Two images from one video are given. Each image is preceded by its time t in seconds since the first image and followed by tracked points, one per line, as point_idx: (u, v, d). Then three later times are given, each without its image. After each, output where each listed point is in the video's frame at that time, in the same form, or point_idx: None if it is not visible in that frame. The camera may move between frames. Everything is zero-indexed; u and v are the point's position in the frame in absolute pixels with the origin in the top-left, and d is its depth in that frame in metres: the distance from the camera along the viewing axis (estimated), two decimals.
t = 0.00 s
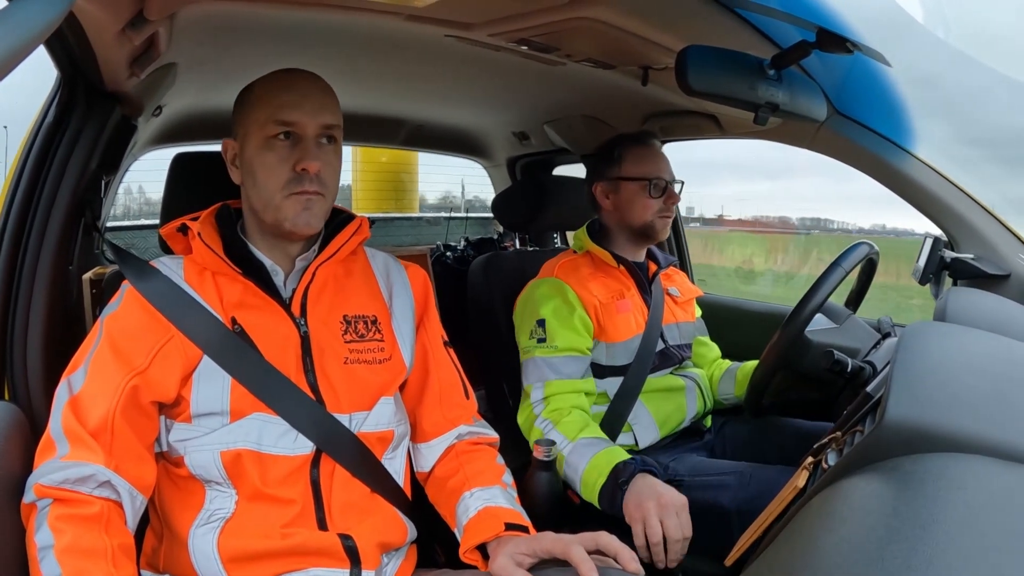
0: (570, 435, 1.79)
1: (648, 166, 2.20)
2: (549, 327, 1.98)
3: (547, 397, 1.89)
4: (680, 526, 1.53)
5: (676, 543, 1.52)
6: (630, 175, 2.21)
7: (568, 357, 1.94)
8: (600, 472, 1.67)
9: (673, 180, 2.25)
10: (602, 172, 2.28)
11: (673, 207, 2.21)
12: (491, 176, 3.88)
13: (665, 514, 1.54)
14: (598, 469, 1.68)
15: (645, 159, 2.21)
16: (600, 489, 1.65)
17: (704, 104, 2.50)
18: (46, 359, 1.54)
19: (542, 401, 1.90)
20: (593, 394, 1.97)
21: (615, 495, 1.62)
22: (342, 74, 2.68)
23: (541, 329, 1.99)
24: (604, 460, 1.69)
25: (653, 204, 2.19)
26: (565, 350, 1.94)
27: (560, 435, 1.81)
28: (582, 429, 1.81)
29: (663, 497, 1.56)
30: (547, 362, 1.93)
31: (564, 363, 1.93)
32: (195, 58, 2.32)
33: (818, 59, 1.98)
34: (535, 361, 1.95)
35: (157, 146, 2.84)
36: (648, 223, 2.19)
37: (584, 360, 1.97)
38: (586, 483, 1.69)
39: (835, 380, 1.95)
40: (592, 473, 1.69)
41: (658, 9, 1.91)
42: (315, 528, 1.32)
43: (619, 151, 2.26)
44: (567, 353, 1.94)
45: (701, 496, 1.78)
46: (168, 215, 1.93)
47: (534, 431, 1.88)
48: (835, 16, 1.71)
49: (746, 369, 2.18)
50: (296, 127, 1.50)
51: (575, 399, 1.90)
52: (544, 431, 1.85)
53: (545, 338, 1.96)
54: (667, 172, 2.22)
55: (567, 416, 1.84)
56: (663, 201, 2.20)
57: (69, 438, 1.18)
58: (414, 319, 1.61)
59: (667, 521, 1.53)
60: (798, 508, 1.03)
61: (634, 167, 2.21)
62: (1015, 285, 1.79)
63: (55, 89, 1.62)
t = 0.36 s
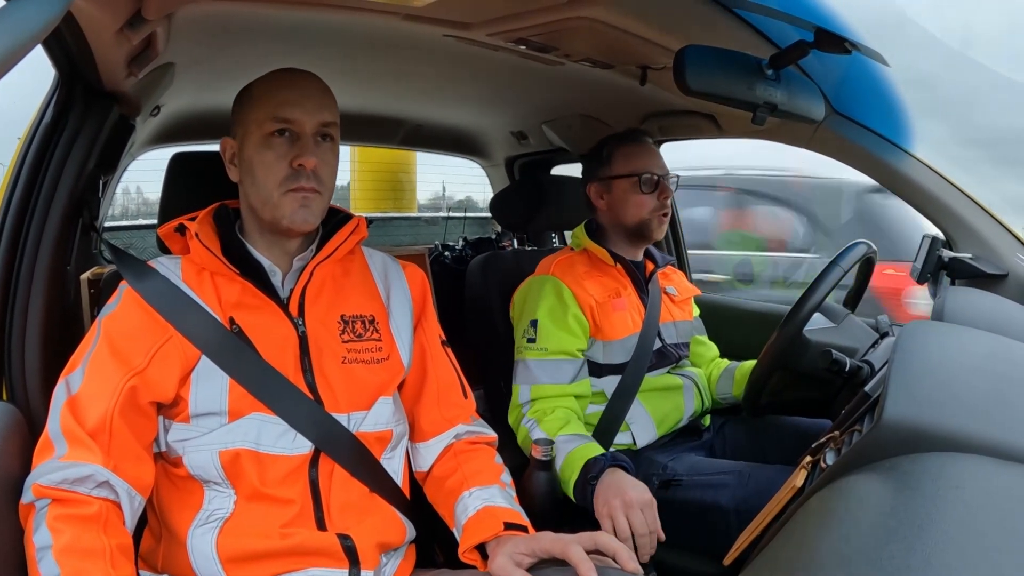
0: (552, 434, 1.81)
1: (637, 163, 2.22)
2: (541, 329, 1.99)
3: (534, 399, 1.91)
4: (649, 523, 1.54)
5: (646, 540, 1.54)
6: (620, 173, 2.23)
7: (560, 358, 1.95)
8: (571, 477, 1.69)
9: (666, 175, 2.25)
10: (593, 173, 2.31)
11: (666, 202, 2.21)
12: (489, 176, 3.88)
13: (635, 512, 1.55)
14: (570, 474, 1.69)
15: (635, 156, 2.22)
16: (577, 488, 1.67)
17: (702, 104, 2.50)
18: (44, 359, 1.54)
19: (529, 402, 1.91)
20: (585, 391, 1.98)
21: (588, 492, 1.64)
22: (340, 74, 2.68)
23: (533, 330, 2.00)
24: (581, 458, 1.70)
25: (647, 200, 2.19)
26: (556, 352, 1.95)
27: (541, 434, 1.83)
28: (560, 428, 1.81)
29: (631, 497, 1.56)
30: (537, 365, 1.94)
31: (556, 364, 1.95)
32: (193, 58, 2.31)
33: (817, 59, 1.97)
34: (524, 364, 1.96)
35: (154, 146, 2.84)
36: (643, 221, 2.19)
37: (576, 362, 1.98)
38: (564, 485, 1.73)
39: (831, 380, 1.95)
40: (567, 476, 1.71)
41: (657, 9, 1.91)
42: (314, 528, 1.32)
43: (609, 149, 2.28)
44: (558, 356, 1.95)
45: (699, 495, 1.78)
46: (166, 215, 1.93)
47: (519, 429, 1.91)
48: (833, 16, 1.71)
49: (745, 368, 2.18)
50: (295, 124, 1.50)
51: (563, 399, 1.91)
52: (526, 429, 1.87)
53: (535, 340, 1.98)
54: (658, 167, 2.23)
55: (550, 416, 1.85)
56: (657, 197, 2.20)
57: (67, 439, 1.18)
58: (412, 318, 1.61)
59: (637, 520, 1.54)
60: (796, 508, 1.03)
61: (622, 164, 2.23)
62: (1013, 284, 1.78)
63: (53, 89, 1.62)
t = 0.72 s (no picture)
0: (590, 404, 1.82)
1: (632, 164, 2.21)
2: (556, 321, 1.99)
3: (559, 385, 1.89)
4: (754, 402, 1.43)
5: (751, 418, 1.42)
6: (615, 174, 2.24)
7: (573, 349, 1.95)
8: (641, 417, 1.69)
9: (665, 177, 2.24)
10: (593, 175, 2.31)
11: (664, 204, 2.20)
12: (487, 175, 3.88)
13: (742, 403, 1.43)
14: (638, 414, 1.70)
15: (631, 156, 2.22)
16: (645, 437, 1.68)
17: (700, 103, 2.50)
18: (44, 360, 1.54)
19: (554, 389, 1.89)
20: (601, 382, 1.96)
21: (670, 423, 1.60)
22: (338, 73, 2.68)
23: (548, 322, 1.99)
24: (633, 409, 1.74)
25: (643, 202, 2.18)
26: (573, 341, 1.95)
27: (580, 408, 1.82)
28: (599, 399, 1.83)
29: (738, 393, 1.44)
30: (556, 354, 1.93)
31: (570, 355, 1.94)
32: (190, 57, 2.31)
33: (814, 59, 2.02)
34: (542, 353, 1.95)
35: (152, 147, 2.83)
36: (638, 222, 2.18)
37: (591, 352, 1.98)
38: (628, 433, 1.71)
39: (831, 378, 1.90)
40: (633, 422, 1.71)
41: (654, 8, 1.91)
42: (313, 528, 1.32)
43: (606, 149, 2.29)
44: (576, 345, 1.95)
45: (697, 494, 1.78)
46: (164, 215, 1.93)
47: (550, 420, 1.87)
48: (830, 15, 1.72)
49: (745, 366, 2.19)
50: (288, 123, 1.50)
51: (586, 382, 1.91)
52: (560, 414, 1.85)
53: (552, 332, 1.97)
54: (655, 169, 2.22)
55: (580, 392, 1.86)
56: (652, 199, 2.19)
57: (65, 439, 1.18)
58: (409, 318, 1.61)
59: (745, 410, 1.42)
60: (795, 507, 1.03)
61: (619, 166, 2.22)
62: (1011, 283, 1.77)
63: (50, 89, 1.62)
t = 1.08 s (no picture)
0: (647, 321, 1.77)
1: (622, 163, 2.19)
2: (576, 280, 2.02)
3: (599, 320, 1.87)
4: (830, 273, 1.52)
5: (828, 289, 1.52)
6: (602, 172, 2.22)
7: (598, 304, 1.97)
8: (717, 308, 1.60)
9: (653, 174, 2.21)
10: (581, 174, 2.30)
11: (653, 201, 2.18)
12: (484, 174, 3.87)
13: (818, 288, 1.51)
14: (711, 306, 1.61)
15: (622, 157, 2.19)
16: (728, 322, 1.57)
17: (696, 101, 2.50)
18: (40, 360, 1.53)
19: (596, 323, 1.87)
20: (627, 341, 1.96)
21: (754, 305, 1.53)
22: (335, 72, 2.67)
23: (570, 281, 2.02)
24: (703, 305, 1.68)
25: (630, 199, 2.17)
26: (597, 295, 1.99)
27: (639, 325, 1.76)
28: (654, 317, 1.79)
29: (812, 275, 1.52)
30: (587, 300, 1.94)
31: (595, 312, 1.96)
32: (187, 56, 2.30)
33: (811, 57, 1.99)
34: (574, 300, 1.95)
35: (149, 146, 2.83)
36: (626, 218, 2.17)
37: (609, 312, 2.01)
38: (705, 328, 1.61)
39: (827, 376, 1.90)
40: (707, 315, 1.61)
41: (652, 7, 1.91)
42: (310, 527, 1.32)
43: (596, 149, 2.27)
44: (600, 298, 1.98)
45: (695, 492, 1.78)
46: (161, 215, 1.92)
47: (605, 347, 1.78)
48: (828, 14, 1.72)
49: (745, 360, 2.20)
50: (273, 118, 1.49)
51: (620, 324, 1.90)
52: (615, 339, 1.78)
53: (577, 285, 1.99)
54: (645, 166, 2.19)
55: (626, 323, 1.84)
56: (641, 195, 2.17)
57: (73, 437, 1.18)
58: (403, 315, 1.61)
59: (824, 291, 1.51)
60: (792, 505, 1.04)
61: (609, 164, 2.21)
62: (1008, 282, 1.78)
63: (46, 88, 1.61)
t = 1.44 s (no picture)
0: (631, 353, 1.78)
1: (611, 164, 2.20)
2: (562, 297, 2.01)
3: (583, 347, 1.87)
4: (804, 299, 1.50)
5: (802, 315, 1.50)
6: (592, 174, 2.22)
7: (585, 320, 1.96)
8: (699, 344, 1.63)
9: (643, 174, 2.21)
10: (572, 176, 2.31)
11: (643, 201, 2.19)
12: (480, 174, 3.87)
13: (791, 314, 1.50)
14: (692, 340, 1.64)
15: (611, 157, 2.21)
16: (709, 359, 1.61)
17: (691, 102, 2.51)
18: (34, 361, 1.52)
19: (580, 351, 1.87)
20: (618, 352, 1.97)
21: (735, 341, 1.56)
22: (331, 73, 2.67)
23: (556, 299, 2.00)
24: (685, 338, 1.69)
25: (621, 200, 2.18)
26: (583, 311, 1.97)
27: (621, 358, 1.77)
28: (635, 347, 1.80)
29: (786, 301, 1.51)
30: (572, 322, 1.94)
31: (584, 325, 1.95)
32: (181, 56, 2.29)
33: (807, 58, 2.01)
34: (559, 323, 1.94)
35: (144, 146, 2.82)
36: (617, 220, 2.18)
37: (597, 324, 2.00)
38: (689, 363, 1.65)
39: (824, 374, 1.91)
40: (689, 349, 1.65)
41: (648, 9, 1.92)
42: (309, 529, 1.32)
43: (586, 150, 2.27)
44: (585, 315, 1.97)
45: (694, 489, 1.78)
46: (156, 215, 1.92)
47: (590, 381, 1.80)
48: (822, 15, 1.73)
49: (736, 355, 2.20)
50: (268, 122, 1.49)
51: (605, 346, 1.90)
52: (599, 372, 1.80)
53: (561, 305, 1.98)
54: (633, 166, 2.20)
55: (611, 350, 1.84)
56: (631, 197, 2.18)
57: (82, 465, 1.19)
58: (401, 315, 1.60)
59: (797, 317, 1.49)
60: (788, 505, 1.04)
61: (598, 165, 2.21)
62: (1002, 282, 1.78)
63: (41, 88, 1.61)
